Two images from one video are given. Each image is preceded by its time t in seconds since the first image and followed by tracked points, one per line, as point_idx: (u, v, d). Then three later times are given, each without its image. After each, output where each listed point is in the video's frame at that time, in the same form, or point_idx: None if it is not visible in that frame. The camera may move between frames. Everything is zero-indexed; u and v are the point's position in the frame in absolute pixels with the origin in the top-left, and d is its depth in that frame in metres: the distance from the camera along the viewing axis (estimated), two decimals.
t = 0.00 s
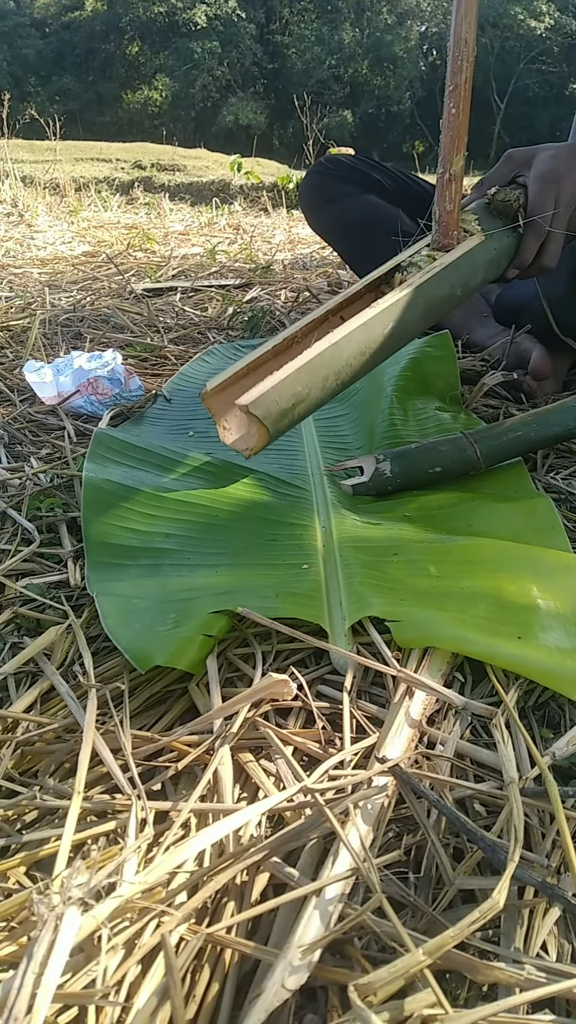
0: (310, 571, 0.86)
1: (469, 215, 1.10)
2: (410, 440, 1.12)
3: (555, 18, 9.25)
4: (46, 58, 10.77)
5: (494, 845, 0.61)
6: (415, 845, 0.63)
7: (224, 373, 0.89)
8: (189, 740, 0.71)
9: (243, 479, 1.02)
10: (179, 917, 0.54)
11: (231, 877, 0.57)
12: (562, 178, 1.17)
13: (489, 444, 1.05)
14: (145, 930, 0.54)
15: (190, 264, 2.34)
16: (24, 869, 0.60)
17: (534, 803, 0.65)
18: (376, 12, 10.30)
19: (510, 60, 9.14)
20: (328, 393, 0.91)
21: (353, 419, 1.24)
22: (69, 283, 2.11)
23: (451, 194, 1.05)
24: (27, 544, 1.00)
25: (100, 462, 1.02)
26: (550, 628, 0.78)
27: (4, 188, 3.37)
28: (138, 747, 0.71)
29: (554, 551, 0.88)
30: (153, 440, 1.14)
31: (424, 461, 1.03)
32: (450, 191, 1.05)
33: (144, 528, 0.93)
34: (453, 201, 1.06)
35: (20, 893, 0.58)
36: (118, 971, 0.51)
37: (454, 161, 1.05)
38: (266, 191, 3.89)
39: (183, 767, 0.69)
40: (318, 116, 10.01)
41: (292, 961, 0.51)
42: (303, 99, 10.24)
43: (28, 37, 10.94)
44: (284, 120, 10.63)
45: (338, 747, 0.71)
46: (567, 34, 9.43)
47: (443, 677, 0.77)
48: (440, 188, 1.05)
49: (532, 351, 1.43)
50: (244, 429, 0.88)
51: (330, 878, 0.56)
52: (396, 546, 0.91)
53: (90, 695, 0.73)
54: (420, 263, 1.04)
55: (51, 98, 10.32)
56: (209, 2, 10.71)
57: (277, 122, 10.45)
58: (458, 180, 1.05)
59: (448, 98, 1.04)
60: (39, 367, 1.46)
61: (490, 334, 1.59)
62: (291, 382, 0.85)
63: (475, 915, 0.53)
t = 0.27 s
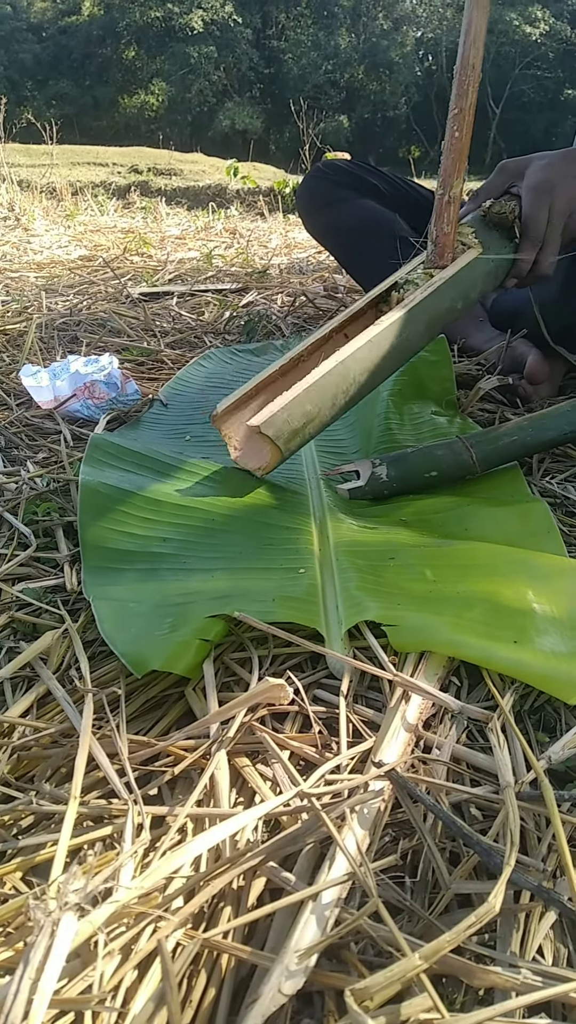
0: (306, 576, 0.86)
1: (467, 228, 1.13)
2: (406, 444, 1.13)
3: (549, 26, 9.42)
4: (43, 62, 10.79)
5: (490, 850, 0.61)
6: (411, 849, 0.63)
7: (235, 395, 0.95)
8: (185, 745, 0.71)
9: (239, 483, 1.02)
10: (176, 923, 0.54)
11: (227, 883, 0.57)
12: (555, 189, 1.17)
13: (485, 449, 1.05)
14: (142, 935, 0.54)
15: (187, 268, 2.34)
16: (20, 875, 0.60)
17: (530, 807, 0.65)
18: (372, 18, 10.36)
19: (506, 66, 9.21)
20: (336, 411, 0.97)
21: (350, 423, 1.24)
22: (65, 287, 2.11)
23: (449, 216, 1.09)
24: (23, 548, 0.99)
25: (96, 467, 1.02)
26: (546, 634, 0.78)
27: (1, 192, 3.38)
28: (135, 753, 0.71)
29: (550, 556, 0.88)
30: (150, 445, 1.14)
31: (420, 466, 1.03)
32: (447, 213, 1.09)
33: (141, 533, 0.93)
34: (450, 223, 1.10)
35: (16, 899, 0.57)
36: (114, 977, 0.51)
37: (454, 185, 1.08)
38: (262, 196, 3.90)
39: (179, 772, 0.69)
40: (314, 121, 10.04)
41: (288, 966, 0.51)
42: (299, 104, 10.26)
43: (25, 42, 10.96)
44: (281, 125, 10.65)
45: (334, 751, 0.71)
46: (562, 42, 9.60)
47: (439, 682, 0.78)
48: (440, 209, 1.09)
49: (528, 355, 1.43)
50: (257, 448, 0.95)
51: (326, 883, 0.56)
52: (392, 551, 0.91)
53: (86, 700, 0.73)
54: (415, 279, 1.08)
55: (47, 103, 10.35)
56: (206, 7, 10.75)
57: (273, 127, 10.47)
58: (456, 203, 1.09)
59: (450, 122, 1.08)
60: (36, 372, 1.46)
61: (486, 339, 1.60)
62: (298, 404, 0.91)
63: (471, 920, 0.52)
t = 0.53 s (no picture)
0: (304, 580, 0.86)
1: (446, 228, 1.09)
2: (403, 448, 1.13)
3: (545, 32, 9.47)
4: (41, 66, 10.81)
5: (488, 853, 0.61)
6: (409, 853, 0.63)
7: (210, 375, 0.95)
8: (182, 749, 0.71)
9: (236, 486, 1.02)
10: (173, 927, 0.54)
11: (225, 887, 0.57)
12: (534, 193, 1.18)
13: (482, 452, 1.05)
14: (139, 940, 0.54)
15: (185, 271, 2.35)
16: (17, 880, 0.60)
17: (527, 811, 0.65)
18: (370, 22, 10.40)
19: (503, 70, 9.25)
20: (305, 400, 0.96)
21: (347, 426, 1.24)
22: (63, 290, 2.11)
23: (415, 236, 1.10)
24: (21, 552, 0.99)
25: (94, 470, 1.02)
26: (543, 637, 0.78)
27: None
28: (132, 757, 0.71)
29: (548, 559, 0.88)
30: (147, 448, 1.14)
31: (417, 469, 1.03)
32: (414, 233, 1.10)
33: (138, 536, 0.93)
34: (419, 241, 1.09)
35: (13, 904, 0.57)
36: (111, 982, 0.51)
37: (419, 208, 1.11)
38: (260, 199, 3.91)
39: (176, 776, 0.69)
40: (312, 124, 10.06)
41: (286, 971, 0.51)
42: (296, 107, 10.29)
43: (23, 45, 10.98)
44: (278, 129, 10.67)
45: (332, 755, 0.71)
46: (558, 47, 9.64)
47: (436, 686, 0.78)
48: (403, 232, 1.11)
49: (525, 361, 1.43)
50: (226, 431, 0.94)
51: (324, 887, 0.56)
52: (390, 554, 0.91)
53: (83, 705, 0.73)
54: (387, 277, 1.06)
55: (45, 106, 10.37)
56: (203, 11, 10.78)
57: (271, 130, 10.49)
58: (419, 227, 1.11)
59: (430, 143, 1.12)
60: (33, 375, 1.46)
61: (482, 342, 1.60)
62: (266, 390, 0.91)
63: (468, 924, 0.52)
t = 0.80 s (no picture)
0: (302, 581, 0.86)
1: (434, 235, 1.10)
2: (401, 449, 1.13)
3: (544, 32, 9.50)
4: (40, 67, 10.82)
5: (486, 855, 0.61)
6: (407, 855, 0.63)
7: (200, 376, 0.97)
8: (181, 751, 0.71)
9: (235, 487, 1.02)
10: (171, 929, 0.54)
11: (224, 889, 0.57)
12: (523, 199, 1.38)
13: (480, 454, 1.06)
14: (137, 941, 0.54)
15: (183, 272, 2.35)
16: (15, 881, 0.60)
17: (526, 812, 0.66)
18: (368, 24, 10.41)
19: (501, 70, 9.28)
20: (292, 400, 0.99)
21: (345, 427, 1.24)
22: (62, 291, 2.11)
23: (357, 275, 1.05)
24: (19, 553, 0.99)
25: (92, 471, 1.02)
26: (541, 638, 0.78)
27: None
28: (131, 758, 0.71)
29: (546, 560, 0.89)
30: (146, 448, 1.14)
31: (416, 470, 1.03)
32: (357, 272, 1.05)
33: (137, 537, 0.93)
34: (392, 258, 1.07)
35: (11, 905, 0.57)
36: (110, 984, 0.51)
37: (366, 246, 1.04)
38: (259, 200, 3.91)
39: (175, 777, 0.69)
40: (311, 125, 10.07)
41: (284, 973, 0.51)
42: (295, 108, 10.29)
43: (22, 46, 10.99)
44: (277, 129, 10.68)
45: (330, 757, 0.71)
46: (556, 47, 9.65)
47: (435, 687, 0.78)
48: (344, 269, 1.06)
49: (524, 362, 1.45)
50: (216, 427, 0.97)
51: (322, 889, 0.56)
52: (388, 555, 0.91)
53: (82, 706, 0.73)
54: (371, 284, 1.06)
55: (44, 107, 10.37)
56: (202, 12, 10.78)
57: (270, 131, 10.50)
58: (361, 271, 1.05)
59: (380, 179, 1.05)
60: (32, 376, 1.46)
61: (481, 343, 1.60)
62: (257, 391, 0.94)
63: (467, 925, 0.53)
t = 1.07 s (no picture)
0: (301, 581, 0.86)
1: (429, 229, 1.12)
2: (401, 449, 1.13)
3: (544, 33, 9.52)
4: (39, 68, 10.82)
5: (485, 855, 0.61)
6: (406, 855, 0.63)
7: (228, 401, 1.07)
8: (180, 751, 0.71)
9: (234, 487, 1.02)
10: (170, 928, 0.54)
11: (222, 888, 0.57)
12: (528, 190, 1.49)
13: (479, 454, 1.06)
14: (137, 941, 0.54)
15: (183, 273, 2.35)
16: (14, 881, 0.60)
17: (524, 812, 0.66)
18: (368, 25, 10.43)
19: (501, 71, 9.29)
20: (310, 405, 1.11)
21: (345, 428, 1.24)
22: (61, 291, 2.11)
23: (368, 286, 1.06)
24: (19, 553, 1.00)
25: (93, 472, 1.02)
26: (538, 638, 0.78)
27: None
28: (130, 758, 0.71)
29: (544, 560, 0.89)
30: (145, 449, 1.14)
31: (415, 470, 1.03)
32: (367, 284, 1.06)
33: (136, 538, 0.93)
34: (388, 259, 1.10)
35: (10, 904, 0.57)
36: (109, 983, 0.51)
37: (377, 257, 1.04)
38: (258, 201, 3.92)
39: (174, 777, 0.69)
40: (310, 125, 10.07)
41: (283, 973, 0.51)
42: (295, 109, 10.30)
43: (21, 47, 10.99)
44: (277, 130, 10.68)
45: (329, 757, 0.71)
46: (556, 48, 9.67)
47: (433, 687, 0.78)
48: (358, 280, 1.06)
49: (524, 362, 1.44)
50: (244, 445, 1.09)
51: (321, 888, 0.56)
52: (386, 554, 0.91)
53: (81, 706, 0.73)
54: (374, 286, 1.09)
55: (44, 107, 10.39)
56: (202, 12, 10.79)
57: (269, 132, 10.50)
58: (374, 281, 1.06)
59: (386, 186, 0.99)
60: (32, 376, 1.46)
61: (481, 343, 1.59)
62: (287, 420, 1.06)
63: (465, 925, 0.53)
